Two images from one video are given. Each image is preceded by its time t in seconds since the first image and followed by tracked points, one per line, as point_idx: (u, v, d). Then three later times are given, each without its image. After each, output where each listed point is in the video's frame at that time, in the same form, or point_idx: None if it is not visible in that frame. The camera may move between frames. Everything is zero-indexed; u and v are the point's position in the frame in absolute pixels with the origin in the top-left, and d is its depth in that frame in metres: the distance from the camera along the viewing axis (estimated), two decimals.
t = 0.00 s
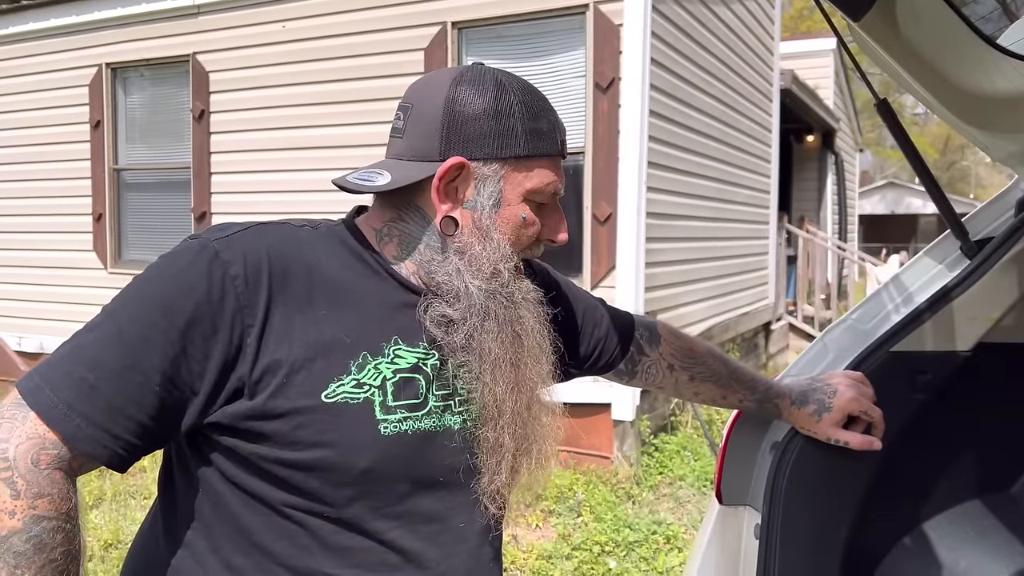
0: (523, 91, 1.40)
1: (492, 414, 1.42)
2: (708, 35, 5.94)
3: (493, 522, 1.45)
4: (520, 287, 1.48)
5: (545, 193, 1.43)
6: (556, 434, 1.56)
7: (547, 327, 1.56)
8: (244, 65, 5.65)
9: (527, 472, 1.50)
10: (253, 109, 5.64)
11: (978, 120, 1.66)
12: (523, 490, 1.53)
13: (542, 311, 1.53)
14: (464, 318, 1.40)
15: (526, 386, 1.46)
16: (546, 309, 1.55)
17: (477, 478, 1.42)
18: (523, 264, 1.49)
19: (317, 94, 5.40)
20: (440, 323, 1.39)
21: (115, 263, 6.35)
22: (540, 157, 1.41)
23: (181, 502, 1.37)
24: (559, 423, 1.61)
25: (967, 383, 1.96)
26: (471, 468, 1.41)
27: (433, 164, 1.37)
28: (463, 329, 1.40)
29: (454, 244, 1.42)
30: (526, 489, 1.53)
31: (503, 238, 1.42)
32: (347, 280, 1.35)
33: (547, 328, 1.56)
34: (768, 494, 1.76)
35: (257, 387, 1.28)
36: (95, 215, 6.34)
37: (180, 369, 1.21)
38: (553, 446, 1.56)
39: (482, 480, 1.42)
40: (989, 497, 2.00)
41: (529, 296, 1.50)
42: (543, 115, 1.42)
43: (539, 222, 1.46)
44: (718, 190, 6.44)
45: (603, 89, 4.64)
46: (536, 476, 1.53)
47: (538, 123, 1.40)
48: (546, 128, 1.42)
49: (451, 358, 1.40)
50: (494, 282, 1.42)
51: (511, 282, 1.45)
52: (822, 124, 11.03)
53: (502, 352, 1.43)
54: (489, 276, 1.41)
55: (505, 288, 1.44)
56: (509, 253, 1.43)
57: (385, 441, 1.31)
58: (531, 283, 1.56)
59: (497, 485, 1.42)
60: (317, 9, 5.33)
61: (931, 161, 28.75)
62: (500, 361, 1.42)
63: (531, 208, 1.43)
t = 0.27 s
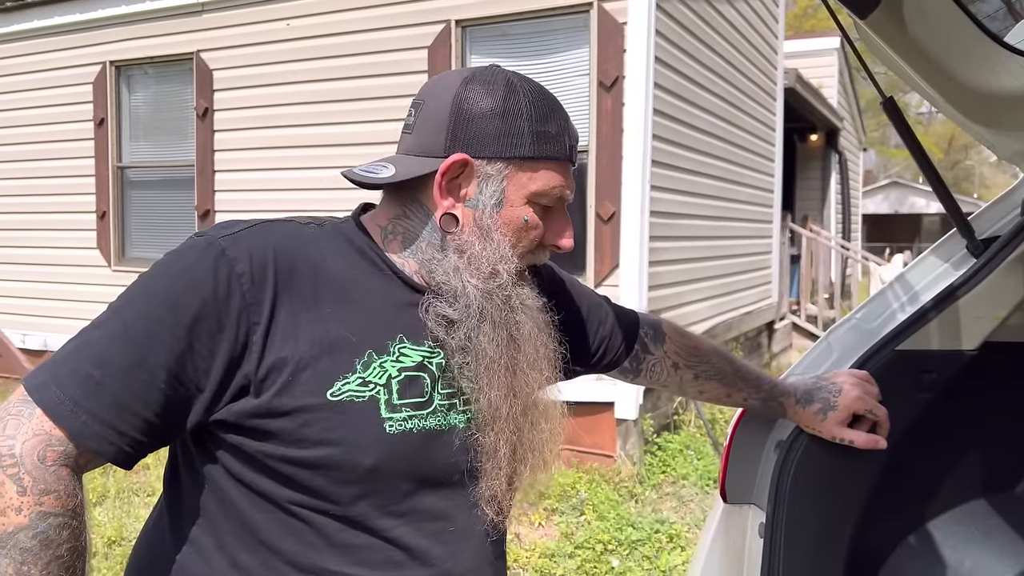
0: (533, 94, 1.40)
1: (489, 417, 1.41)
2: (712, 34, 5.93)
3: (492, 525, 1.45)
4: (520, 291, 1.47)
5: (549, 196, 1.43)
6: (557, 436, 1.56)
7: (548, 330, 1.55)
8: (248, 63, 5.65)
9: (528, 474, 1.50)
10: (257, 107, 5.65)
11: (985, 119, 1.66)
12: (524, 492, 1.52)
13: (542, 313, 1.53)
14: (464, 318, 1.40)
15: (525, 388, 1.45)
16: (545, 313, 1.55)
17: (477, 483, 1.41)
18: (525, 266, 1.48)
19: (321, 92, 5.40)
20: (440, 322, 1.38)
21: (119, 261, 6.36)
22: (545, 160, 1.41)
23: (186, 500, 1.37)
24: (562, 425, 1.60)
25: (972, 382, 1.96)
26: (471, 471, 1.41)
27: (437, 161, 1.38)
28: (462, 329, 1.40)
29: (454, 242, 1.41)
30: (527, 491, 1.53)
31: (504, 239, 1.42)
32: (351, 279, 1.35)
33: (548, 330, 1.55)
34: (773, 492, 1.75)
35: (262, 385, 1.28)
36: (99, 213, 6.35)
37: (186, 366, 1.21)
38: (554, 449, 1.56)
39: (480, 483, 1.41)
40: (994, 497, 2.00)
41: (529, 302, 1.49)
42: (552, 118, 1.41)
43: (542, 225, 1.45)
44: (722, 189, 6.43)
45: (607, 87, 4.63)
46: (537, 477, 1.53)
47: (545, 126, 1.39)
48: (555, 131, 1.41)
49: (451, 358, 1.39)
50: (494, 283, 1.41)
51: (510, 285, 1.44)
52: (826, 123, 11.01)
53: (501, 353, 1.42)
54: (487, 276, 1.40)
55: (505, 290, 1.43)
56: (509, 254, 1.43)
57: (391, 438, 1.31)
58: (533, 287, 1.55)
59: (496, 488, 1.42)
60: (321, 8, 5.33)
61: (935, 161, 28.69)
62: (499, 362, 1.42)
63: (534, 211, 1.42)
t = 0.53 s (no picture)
0: (542, 91, 1.40)
1: (494, 412, 1.40)
2: (716, 32, 5.92)
3: (495, 520, 1.44)
4: (530, 288, 1.46)
5: (557, 193, 1.42)
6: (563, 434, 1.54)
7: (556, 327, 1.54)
8: (252, 61, 5.65)
9: (533, 471, 1.48)
10: (261, 105, 5.65)
11: (994, 117, 1.65)
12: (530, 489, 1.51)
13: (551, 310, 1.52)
14: (472, 314, 1.39)
15: (531, 384, 1.44)
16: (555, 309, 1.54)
17: (478, 477, 1.41)
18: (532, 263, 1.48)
19: (325, 90, 5.40)
20: (447, 318, 1.38)
21: (123, 258, 6.36)
22: (553, 156, 1.40)
23: (193, 496, 1.37)
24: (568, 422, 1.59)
25: (978, 381, 1.95)
26: (474, 465, 1.40)
27: (445, 156, 1.37)
28: (471, 325, 1.39)
29: (462, 238, 1.41)
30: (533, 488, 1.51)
31: (512, 235, 1.41)
32: (358, 275, 1.35)
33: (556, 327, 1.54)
34: (779, 490, 1.75)
35: (269, 381, 1.27)
36: (103, 211, 6.36)
37: (193, 362, 1.20)
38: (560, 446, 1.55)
39: (483, 478, 1.40)
40: (1001, 496, 1.97)
41: (540, 297, 1.48)
42: (560, 115, 1.41)
43: (549, 222, 1.45)
44: (726, 188, 6.42)
45: (611, 86, 4.62)
46: (543, 474, 1.52)
47: (553, 123, 1.39)
48: (563, 128, 1.41)
49: (458, 353, 1.39)
50: (502, 279, 1.40)
51: (519, 281, 1.43)
52: (830, 122, 10.99)
53: (510, 349, 1.41)
54: (495, 272, 1.39)
55: (514, 286, 1.42)
56: (517, 250, 1.42)
57: (397, 435, 1.31)
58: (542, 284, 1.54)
59: (500, 484, 1.40)
60: (325, 5, 5.33)
61: (939, 161, 28.62)
62: (507, 358, 1.41)
63: (541, 207, 1.42)
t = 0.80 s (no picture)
0: (557, 96, 1.40)
1: (507, 411, 1.41)
2: (721, 33, 5.92)
3: (502, 519, 1.44)
4: (542, 288, 1.46)
5: (571, 197, 1.43)
6: (570, 432, 1.55)
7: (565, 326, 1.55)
8: (256, 60, 5.66)
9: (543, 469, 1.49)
10: (264, 104, 5.65)
11: (1000, 117, 1.65)
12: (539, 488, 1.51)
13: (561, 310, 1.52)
14: (487, 315, 1.39)
15: (543, 381, 1.45)
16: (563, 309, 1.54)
17: (493, 473, 1.41)
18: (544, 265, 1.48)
19: (329, 89, 5.40)
20: (460, 319, 1.37)
21: (127, 257, 6.37)
22: (569, 160, 1.41)
23: (201, 496, 1.37)
24: (576, 420, 1.59)
25: (984, 382, 1.94)
26: (486, 464, 1.40)
27: (462, 157, 1.37)
28: (485, 326, 1.39)
29: (477, 239, 1.41)
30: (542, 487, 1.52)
31: (527, 237, 1.42)
32: (366, 276, 1.35)
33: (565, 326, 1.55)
34: (785, 491, 1.75)
35: (277, 381, 1.27)
36: (107, 209, 6.37)
37: (202, 362, 1.20)
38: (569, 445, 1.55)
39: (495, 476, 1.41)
40: (1007, 498, 1.96)
41: (551, 297, 1.48)
42: (575, 120, 1.42)
43: (562, 225, 1.46)
44: (730, 188, 6.41)
45: (615, 86, 4.62)
46: (551, 474, 1.52)
47: (569, 128, 1.40)
48: (577, 134, 1.42)
49: (468, 353, 1.39)
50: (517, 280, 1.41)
51: (533, 282, 1.44)
52: (834, 123, 10.97)
53: (524, 348, 1.42)
54: (510, 273, 1.39)
55: (528, 287, 1.42)
56: (532, 253, 1.43)
57: (404, 436, 1.31)
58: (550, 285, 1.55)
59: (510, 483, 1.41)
60: (330, 5, 5.33)
61: (943, 162, 28.56)
62: (521, 357, 1.41)
63: (555, 210, 1.43)
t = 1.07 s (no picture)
0: (550, 91, 1.40)
1: (508, 415, 1.40)
2: (723, 34, 5.92)
3: (506, 523, 1.44)
4: (541, 285, 1.46)
5: (567, 191, 1.43)
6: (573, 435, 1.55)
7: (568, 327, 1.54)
8: (259, 61, 5.67)
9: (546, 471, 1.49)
10: (268, 104, 5.66)
11: (1003, 123, 1.65)
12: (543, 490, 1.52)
13: (563, 311, 1.51)
14: (486, 314, 1.39)
15: (545, 383, 1.44)
16: (566, 310, 1.53)
17: (494, 477, 1.41)
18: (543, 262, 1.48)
19: (332, 90, 5.41)
20: (460, 320, 1.37)
21: (130, 257, 6.38)
22: (562, 152, 1.41)
23: (209, 500, 1.38)
24: (579, 423, 1.59)
25: (987, 387, 1.94)
26: (490, 468, 1.40)
27: (455, 157, 1.38)
28: (486, 326, 1.39)
29: (473, 237, 1.41)
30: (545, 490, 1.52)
31: (523, 233, 1.42)
32: (373, 281, 1.36)
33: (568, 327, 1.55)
34: (787, 496, 1.75)
35: (285, 386, 1.28)
36: (110, 209, 6.38)
37: (210, 366, 1.21)
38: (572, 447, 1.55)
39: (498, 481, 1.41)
40: (1009, 503, 1.96)
41: (552, 295, 1.48)
42: (567, 113, 1.41)
43: (560, 219, 1.45)
44: (732, 190, 6.41)
45: (618, 87, 4.63)
46: (554, 476, 1.52)
47: (560, 120, 1.40)
48: (571, 126, 1.41)
49: (472, 357, 1.39)
50: (514, 277, 1.41)
51: (531, 279, 1.44)
52: (836, 125, 10.97)
53: (523, 349, 1.42)
54: (508, 270, 1.40)
55: (526, 284, 1.42)
56: (529, 248, 1.43)
57: (412, 441, 1.32)
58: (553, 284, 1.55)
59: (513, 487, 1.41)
60: (333, 6, 5.34)
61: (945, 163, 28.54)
62: (521, 358, 1.41)
63: (552, 204, 1.43)
